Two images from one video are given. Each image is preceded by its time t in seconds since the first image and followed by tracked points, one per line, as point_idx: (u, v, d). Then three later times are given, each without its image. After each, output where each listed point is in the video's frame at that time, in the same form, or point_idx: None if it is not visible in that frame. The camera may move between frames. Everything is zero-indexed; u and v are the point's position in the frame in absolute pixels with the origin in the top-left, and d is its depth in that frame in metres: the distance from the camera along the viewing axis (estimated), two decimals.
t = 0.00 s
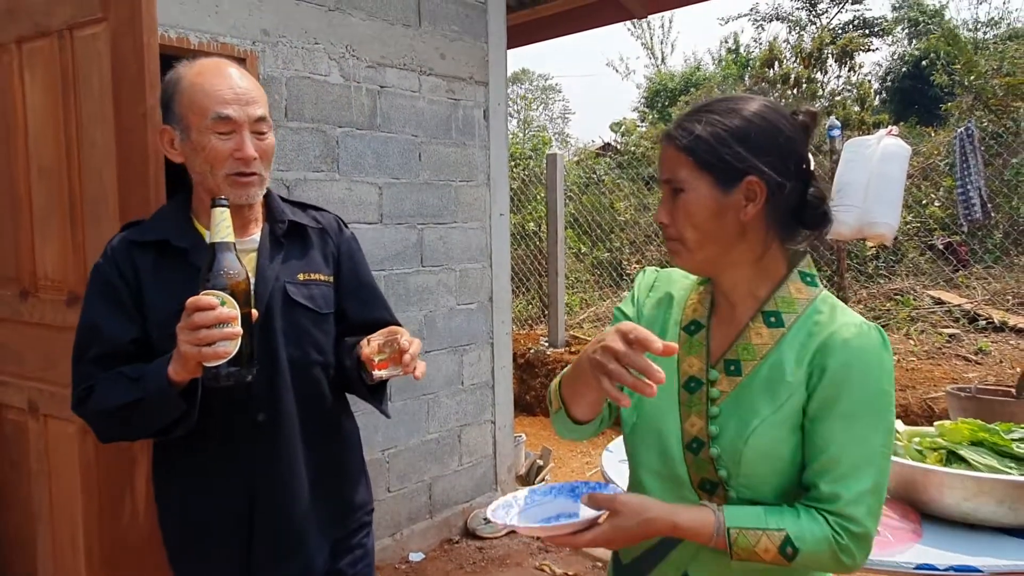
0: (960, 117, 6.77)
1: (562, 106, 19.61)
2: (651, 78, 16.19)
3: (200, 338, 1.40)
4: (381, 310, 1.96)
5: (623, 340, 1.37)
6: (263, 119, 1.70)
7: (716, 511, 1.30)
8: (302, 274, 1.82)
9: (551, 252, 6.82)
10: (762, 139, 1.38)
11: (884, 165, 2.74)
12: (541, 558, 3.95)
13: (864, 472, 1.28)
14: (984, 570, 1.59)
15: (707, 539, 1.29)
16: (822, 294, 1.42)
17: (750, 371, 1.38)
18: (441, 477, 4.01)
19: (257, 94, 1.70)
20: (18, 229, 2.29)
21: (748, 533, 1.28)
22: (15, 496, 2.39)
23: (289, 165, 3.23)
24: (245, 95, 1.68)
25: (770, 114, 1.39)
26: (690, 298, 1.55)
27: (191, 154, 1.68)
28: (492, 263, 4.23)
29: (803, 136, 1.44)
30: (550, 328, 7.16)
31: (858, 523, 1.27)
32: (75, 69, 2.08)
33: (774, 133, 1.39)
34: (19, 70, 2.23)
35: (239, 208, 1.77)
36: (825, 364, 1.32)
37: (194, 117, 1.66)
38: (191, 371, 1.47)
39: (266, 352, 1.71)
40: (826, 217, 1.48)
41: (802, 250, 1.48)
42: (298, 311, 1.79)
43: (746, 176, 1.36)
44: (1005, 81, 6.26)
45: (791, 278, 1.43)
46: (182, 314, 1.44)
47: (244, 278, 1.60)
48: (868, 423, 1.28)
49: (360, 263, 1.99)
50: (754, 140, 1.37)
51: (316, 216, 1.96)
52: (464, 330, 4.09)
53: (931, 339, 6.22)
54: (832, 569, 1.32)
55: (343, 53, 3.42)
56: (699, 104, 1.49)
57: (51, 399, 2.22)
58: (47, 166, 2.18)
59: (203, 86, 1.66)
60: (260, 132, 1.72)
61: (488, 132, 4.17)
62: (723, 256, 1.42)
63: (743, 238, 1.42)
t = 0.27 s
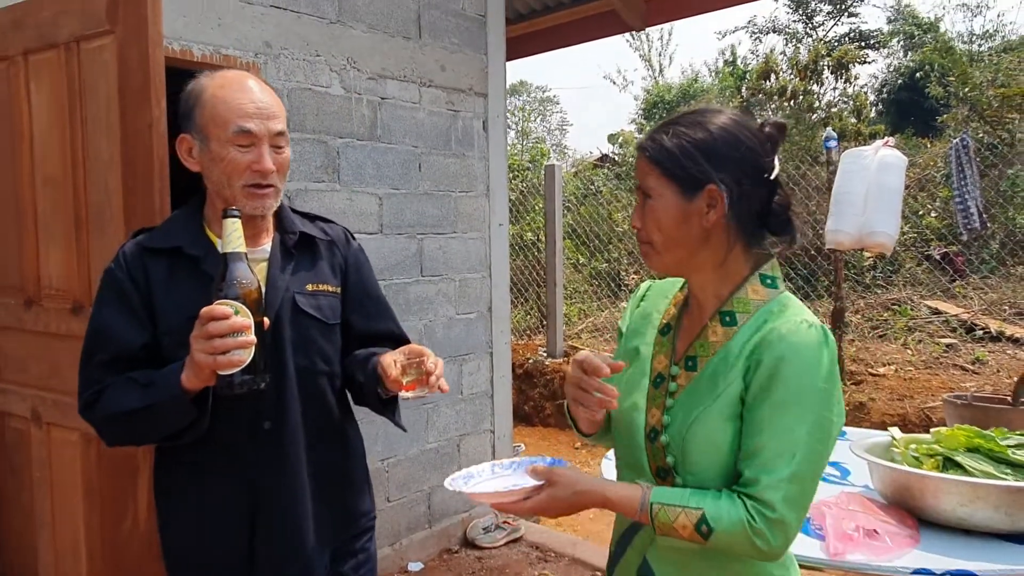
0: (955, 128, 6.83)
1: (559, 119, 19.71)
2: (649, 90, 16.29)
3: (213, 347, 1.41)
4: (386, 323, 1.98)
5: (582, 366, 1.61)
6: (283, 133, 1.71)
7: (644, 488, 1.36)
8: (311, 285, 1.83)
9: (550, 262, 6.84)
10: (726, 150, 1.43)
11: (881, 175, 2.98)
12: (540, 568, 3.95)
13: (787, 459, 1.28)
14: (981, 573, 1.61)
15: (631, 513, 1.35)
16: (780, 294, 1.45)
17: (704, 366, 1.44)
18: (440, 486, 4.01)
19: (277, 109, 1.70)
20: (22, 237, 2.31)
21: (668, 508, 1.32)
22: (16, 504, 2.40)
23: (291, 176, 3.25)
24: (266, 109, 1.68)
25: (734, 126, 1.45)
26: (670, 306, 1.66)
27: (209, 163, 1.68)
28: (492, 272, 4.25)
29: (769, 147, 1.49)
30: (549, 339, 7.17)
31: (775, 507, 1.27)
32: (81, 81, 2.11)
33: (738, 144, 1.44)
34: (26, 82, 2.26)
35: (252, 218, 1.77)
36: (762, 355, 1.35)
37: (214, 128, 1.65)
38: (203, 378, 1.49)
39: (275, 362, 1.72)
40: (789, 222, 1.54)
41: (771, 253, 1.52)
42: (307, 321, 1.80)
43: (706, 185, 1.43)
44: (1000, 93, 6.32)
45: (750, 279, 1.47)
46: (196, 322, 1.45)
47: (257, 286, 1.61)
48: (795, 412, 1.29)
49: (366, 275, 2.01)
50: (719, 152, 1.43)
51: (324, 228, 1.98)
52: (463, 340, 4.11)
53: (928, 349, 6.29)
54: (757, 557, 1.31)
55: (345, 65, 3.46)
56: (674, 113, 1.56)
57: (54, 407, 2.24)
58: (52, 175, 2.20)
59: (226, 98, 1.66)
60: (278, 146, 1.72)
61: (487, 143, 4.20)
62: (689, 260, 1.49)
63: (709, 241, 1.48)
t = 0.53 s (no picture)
0: (952, 142, 6.88)
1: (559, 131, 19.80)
2: (647, 102, 16.39)
3: (227, 359, 1.44)
4: (392, 336, 2.01)
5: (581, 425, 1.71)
6: (301, 152, 1.73)
7: (586, 477, 1.57)
8: (319, 299, 1.85)
9: (550, 274, 6.87)
10: (695, 178, 1.61)
11: (880, 186, 3.46)
12: None
13: (712, 454, 1.42)
14: None
15: (574, 496, 1.55)
16: (737, 311, 1.61)
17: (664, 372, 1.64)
18: (439, 498, 4.02)
19: (295, 127, 1.73)
20: (28, 248, 2.34)
21: (602, 494, 1.50)
22: (19, 516, 2.41)
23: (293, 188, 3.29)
24: (285, 127, 1.71)
25: (703, 156, 1.62)
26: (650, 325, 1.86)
27: (227, 178, 1.70)
28: (492, 284, 4.28)
29: (735, 174, 1.66)
30: (548, 350, 7.18)
31: (696, 498, 1.41)
32: (89, 97, 2.15)
33: (706, 172, 1.61)
34: (34, 97, 2.29)
35: (264, 233, 1.80)
36: (705, 362, 1.52)
37: (235, 145, 1.67)
38: (216, 389, 1.51)
39: (284, 374, 1.74)
40: (752, 245, 1.70)
41: (731, 267, 1.70)
42: (315, 335, 1.82)
43: (677, 210, 1.60)
44: (997, 107, 6.38)
45: (710, 295, 1.65)
46: (209, 334, 1.48)
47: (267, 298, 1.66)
48: (723, 412, 1.44)
49: (373, 291, 2.04)
50: (688, 179, 1.60)
51: (333, 243, 2.01)
52: (463, 351, 4.13)
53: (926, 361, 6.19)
54: (683, 544, 1.45)
55: (346, 79, 3.50)
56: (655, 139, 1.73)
57: (57, 418, 2.25)
58: (58, 188, 2.24)
59: (247, 115, 1.68)
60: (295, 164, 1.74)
61: (487, 156, 4.24)
62: (662, 275, 1.68)
63: (678, 258, 1.66)
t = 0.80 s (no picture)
0: (951, 150, 6.92)
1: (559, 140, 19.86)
2: (648, 111, 16.46)
3: (244, 364, 1.46)
4: (397, 343, 2.04)
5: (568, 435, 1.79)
6: (320, 166, 1.76)
7: (569, 470, 1.61)
8: (329, 308, 1.87)
9: (551, 281, 6.90)
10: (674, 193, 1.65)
11: (879, 196, 3.52)
12: None
13: (681, 453, 1.47)
14: None
15: (557, 490, 1.60)
16: (706, 315, 1.65)
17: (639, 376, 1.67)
18: (440, 504, 4.03)
19: (315, 141, 1.76)
20: (35, 255, 2.37)
21: (584, 489, 1.55)
22: (25, 521, 2.43)
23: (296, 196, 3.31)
24: (306, 141, 1.73)
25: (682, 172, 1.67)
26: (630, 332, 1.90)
27: (245, 188, 1.72)
28: (493, 291, 4.31)
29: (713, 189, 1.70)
30: (549, 357, 7.20)
31: (669, 495, 1.46)
32: (97, 106, 2.18)
33: (684, 187, 1.66)
34: (42, 105, 2.32)
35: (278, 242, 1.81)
36: (675, 364, 1.56)
37: (255, 156, 1.70)
38: (229, 394, 1.54)
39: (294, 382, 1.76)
40: (725, 256, 1.74)
41: (708, 278, 1.73)
42: (325, 344, 1.84)
43: (657, 223, 1.64)
44: (996, 116, 6.42)
45: (683, 303, 1.68)
46: (225, 339, 1.50)
47: (281, 304, 1.67)
48: (691, 413, 1.48)
49: (382, 301, 2.06)
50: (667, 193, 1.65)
51: (343, 252, 2.03)
52: (464, 358, 4.15)
53: (925, 368, 6.18)
54: (661, 539, 1.50)
55: (349, 88, 3.54)
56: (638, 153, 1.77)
57: (63, 423, 2.27)
58: (66, 195, 2.26)
59: (269, 127, 1.71)
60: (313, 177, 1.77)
61: (489, 164, 4.28)
62: (640, 284, 1.72)
63: (657, 269, 1.70)
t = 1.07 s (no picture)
0: (949, 152, 6.94)
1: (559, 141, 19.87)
2: (647, 112, 16.49)
3: (256, 361, 1.47)
4: (399, 342, 2.05)
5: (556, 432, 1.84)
6: (328, 167, 1.77)
7: (566, 464, 1.62)
8: (334, 308, 1.89)
9: (550, 282, 6.91)
10: (658, 194, 1.68)
11: (876, 198, 3.53)
12: None
13: (668, 446, 1.50)
14: None
15: (554, 484, 1.61)
16: (684, 311, 1.68)
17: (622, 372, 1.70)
18: (441, 504, 4.04)
19: (324, 143, 1.77)
20: (39, 253, 2.38)
21: (580, 483, 1.57)
22: (27, 518, 2.44)
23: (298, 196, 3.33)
24: (315, 142, 1.75)
25: (666, 175, 1.70)
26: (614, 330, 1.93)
27: (254, 187, 1.73)
28: (493, 292, 4.32)
29: (695, 194, 1.74)
30: (549, 358, 7.21)
31: (661, 486, 1.48)
32: (101, 107, 2.20)
33: (668, 190, 1.69)
34: (45, 105, 2.34)
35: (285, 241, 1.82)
36: (656, 360, 1.58)
37: (265, 157, 1.71)
38: (237, 390, 1.55)
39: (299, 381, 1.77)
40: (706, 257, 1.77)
41: (689, 278, 1.76)
42: (329, 344, 1.85)
43: (641, 223, 1.67)
44: (994, 118, 6.45)
45: (663, 300, 1.70)
46: (236, 335, 1.51)
47: (291, 302, 1.68)
48: (675, 406, 1.51)
49: (384, 301, 2.07)
50: (651, 195, 1.67)
51: (346, 253, 2.04)
52: (464, 358, 4.16)
53: (924, 369, 6.21)
54: (655, 529, 1.53)
55: (351, 89, 3.56)
56: (620, 157, 1.80)
57: (67, 421, 2.28)
58: (69, 195, 2.28)
59: (279, 128, 1.72)
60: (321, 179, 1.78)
61: (489, 165, 4.29)
62: (622, 283, 1.74)
63: (640, 269, 1.73)
